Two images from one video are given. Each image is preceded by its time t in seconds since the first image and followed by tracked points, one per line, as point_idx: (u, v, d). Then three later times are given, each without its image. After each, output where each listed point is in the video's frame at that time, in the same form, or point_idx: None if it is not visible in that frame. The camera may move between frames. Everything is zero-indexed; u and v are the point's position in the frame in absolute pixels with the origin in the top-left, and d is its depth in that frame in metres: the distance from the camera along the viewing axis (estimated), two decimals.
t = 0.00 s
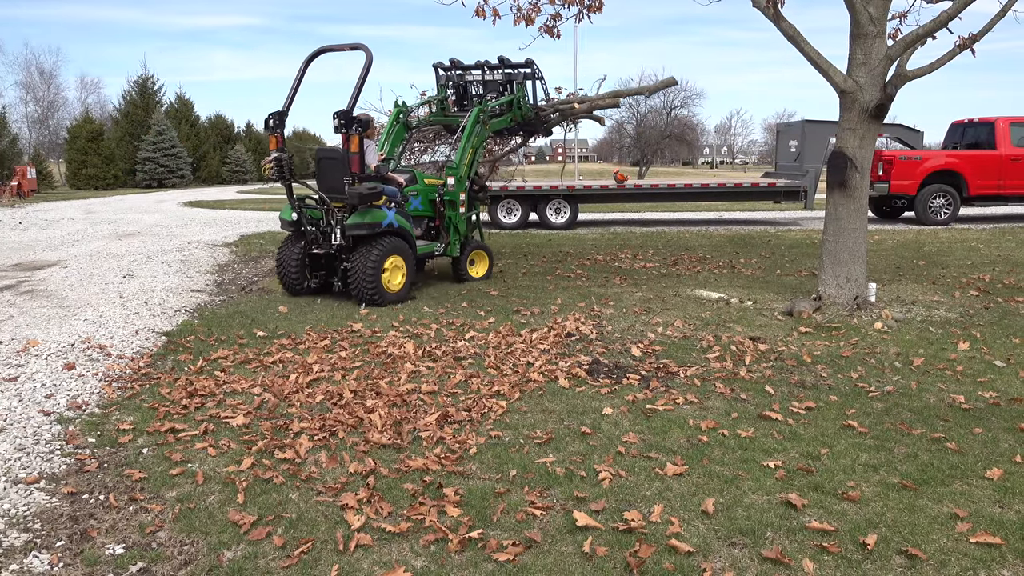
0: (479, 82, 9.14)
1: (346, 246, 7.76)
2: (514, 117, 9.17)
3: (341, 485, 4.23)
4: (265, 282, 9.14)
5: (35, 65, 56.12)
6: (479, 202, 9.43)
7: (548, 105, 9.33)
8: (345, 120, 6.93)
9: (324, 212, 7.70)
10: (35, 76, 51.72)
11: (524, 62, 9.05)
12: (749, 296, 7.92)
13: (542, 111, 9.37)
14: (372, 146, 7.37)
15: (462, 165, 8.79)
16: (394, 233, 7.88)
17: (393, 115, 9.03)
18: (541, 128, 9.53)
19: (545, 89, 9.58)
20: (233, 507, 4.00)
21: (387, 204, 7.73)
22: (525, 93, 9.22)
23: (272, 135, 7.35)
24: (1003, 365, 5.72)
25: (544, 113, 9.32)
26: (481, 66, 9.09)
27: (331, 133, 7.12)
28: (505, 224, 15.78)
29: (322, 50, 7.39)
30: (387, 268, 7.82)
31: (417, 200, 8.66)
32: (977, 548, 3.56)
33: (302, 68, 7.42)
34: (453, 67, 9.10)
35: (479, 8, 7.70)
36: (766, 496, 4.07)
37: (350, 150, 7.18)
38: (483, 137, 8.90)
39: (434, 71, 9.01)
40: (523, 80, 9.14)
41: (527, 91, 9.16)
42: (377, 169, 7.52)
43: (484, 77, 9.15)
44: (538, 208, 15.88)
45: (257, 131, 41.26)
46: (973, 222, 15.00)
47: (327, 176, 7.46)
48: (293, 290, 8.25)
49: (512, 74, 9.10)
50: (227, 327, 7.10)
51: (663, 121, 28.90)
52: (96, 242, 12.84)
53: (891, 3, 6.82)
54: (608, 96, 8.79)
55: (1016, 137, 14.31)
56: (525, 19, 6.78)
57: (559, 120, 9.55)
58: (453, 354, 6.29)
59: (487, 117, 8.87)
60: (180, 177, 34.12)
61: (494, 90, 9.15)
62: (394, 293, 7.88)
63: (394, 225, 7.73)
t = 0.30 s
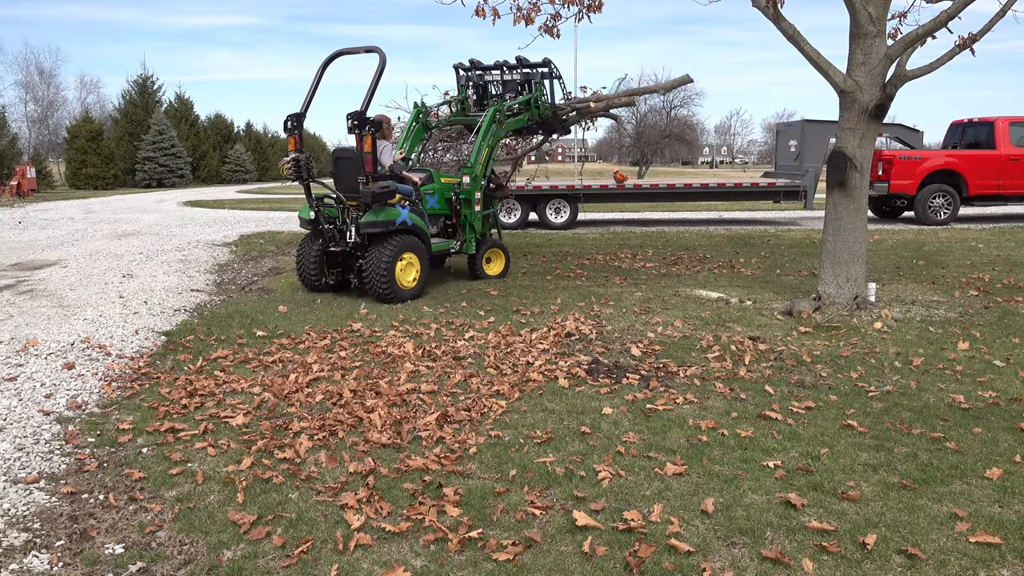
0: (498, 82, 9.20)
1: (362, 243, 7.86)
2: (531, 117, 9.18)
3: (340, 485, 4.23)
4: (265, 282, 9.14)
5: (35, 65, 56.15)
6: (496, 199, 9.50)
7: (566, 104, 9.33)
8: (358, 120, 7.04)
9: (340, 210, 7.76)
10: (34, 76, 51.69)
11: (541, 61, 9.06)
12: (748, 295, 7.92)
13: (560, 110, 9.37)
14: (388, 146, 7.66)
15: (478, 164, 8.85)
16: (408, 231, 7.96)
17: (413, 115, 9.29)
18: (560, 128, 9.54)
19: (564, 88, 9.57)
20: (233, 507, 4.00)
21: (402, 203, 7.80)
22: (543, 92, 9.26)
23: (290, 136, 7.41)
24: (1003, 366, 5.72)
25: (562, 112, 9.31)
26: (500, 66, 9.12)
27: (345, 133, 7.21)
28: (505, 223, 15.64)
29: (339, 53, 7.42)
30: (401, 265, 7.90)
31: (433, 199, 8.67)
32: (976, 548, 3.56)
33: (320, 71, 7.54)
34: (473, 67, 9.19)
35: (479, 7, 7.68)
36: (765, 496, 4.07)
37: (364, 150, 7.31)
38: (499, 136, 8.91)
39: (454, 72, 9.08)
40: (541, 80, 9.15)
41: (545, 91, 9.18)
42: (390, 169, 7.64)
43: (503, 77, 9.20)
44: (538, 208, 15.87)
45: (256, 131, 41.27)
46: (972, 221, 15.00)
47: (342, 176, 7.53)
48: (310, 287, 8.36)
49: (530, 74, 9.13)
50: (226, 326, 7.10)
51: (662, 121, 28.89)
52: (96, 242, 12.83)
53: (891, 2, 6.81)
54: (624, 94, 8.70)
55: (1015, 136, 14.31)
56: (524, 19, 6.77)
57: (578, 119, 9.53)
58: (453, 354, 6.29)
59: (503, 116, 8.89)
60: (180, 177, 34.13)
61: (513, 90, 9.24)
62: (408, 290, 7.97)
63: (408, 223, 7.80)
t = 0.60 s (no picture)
0: (516, 84, 9.27)
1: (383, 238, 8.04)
2: (548, 117, 9.22)
3: (339, 485, 4.23)
4: (264, 282, 9.13)
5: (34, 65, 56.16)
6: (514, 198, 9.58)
7: (583, 104, 9.30)
8: (375, 121, 7.18)
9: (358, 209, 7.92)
10: (33, 76, 51.65)
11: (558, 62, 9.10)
12: (747, 295, 7.92)
13: (578, 110, 9.36)
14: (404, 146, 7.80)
15: (493, 163, 8.96)
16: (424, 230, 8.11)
17: (432, 117, 9.53)
18: (578, 128, 9.53)
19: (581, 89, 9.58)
20: (232, 507, 4.00)
21: (417, 201, 7.89)
22: (560, 93, 9.28)
23: (310, 137, 7.53)
24: (1002, 366, 5.72)
25: (579, 112, 9.31)
26: (519, 68, 9.20)
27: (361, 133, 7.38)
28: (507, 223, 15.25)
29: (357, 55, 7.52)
30: (417, 261, 8.06)
31: (450, 198, 8.78)
32: (975, 547, 3.56)
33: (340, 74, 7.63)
34: (492, 70, 9.36)
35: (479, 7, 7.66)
36: (765, 496, 4.07)
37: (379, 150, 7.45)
38: (515, 137, 9.01)
39: (474, 74, 9.29)
40: (558, 80, 9.20)
41: (562, 91, 9.22)
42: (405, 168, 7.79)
43: (521, 79, 9.25)
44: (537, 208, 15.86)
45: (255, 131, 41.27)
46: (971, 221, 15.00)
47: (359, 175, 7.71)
48: (327, 280, 8.47)
49: (547, 75, 9.18)
50: (225, 326, 7.09)
51: (661, 121, 28.92)
52: (95, 242, 12.83)
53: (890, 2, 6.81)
54: (638, 92, 8.67)
55: (1014, 136, 14.32)
56: (524, 19, 6.76)
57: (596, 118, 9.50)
58: (452, 354, 6.28)
59: (518, 117, 8.97)
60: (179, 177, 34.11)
61: (531, 91, 9.28)
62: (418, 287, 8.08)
63: (422, 220, 7.93)
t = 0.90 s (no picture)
0: (539, 88, 9.30)
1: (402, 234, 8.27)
2: (569, 120, 9.26)
3: (338, 486, 4.23)
4: (263, 282, 9.14)
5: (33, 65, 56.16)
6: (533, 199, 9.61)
7: (604, 108, 9.36)
8: (390, 120, 7.41)
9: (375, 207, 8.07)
10: (32, 76, 51.62)
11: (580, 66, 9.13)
12: (746, 296, 7.93)
13: (598, 114, 9.39)
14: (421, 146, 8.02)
15: (511, 164, 9.01)
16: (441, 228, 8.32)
17: (455, 118, 9.72)
18: (599, 132, 9.55)
19: (603, 93, 9.58)
20: (231, 507, 4.00)
21: (433, 199, 8.15)
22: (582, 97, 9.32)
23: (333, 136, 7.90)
24: (1001, 366, 5.72)
25: (601, 116, 9.32)
26: (542, 72, 9.26)
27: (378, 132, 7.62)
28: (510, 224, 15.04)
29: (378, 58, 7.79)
30: (432, 258, 8.23)
31: (468, 198, 8.86)
32: (974, 547, 3.56)
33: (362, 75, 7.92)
34: (516, 73, 9.40)
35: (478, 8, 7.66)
36: (764, 496, 4.07)
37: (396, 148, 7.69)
38: (535, 139, 9.06)
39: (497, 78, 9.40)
40: (580, 84, 9.23)
41: (584, 95, 9.25)
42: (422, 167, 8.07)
43: (544, 82, 9.29)
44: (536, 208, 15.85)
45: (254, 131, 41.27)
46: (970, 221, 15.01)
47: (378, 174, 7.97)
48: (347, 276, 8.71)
49: (569, 78, 9.19)
50: (224, 326, 7.09)
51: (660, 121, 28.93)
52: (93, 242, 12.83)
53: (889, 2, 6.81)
54: (657, 95, 8.69)
55: (1012, 136, 14.33)
56: (523, 19, 6.76)
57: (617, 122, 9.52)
58: (451, 354, 6.28)
59: (539, 119, 9.02)
60: (177, 177, 34.10)
61: (554, 95, 9.30)
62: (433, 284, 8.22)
63: (438, 219, 8.14)
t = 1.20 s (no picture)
0: (561, 90, 9.42)
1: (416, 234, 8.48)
2: (588, 122, 9.31)
3: (337, 486, 4.23)
4: (261, 282, 9.14)
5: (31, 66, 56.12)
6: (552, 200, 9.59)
7: (624, 110, 9.40)
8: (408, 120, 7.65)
9: (393, 204, 8.36)
10: (30, 76, 51.57)
11: (601, 69, 9.21)
12: (745, 296, 7.93)
13: (618, 116, 9.43)
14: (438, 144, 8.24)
15: (529, 164, 9.00)
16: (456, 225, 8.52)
17: (476, 120, 9.71)
18: (618, 135, 9.58)
19: (623, 96, 9.62)
20: (230, 508, 4.00)
21: (449, 197, 8.35)
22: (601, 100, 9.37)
23: (353, 136, 8.10)
24: (999, 366, 5.73)
25: (620, 118, 9.35)
26: (563, 74, 9.35)
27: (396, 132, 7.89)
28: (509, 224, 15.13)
29: (398, 60, 8.01)
30: (447, 255, 8.44)
31: (485, 197, 8.87)
32: (972, 547, 3.57)
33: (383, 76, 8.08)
34: (538, 76, 9.48)
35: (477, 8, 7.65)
36: (762, 496, 4.08)
37: (413, 147, 7.93)
38: (552, 140, 9.09)
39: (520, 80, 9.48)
40: (600, 86, 9.27)
41: (603, 98, 9.30)
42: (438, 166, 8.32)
43: (565, 85, 9.40)
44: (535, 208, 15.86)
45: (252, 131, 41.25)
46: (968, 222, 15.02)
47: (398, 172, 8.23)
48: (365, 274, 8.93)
49: (589, 80, 9.25)
50: (223, 326, 7.09)
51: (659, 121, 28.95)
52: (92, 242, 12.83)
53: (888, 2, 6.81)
54: (677, 97, 8.66)
55: (1011, 137, 14.34)
56: (522, 19, 6.75)
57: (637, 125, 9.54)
58: (450, 354, 6.28)
59: (557, 120, 9.07)
60: (176, 177, 34.08)
61: (574, 97, 9.41)
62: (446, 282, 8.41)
63: (453, 217, 8.33)
